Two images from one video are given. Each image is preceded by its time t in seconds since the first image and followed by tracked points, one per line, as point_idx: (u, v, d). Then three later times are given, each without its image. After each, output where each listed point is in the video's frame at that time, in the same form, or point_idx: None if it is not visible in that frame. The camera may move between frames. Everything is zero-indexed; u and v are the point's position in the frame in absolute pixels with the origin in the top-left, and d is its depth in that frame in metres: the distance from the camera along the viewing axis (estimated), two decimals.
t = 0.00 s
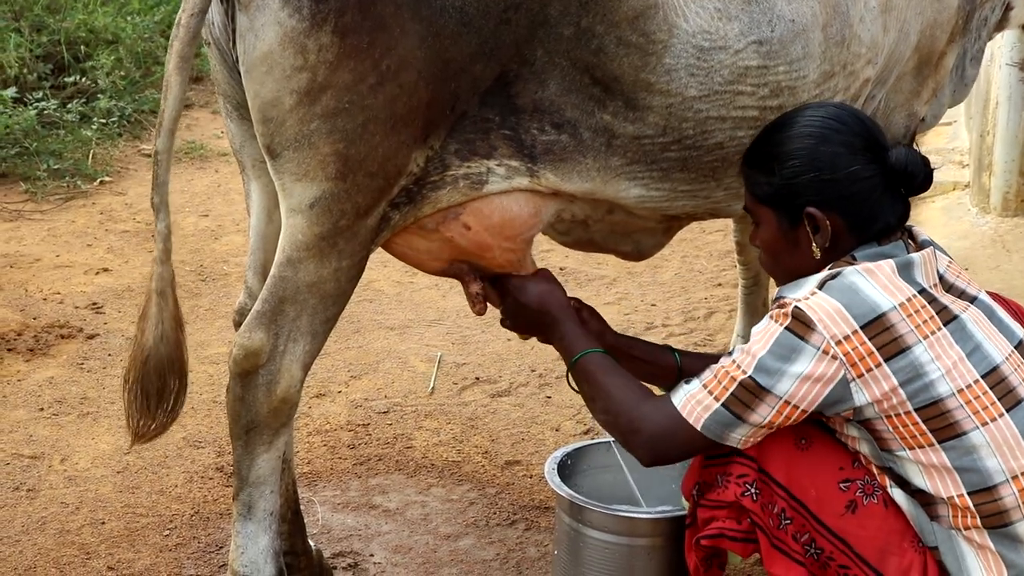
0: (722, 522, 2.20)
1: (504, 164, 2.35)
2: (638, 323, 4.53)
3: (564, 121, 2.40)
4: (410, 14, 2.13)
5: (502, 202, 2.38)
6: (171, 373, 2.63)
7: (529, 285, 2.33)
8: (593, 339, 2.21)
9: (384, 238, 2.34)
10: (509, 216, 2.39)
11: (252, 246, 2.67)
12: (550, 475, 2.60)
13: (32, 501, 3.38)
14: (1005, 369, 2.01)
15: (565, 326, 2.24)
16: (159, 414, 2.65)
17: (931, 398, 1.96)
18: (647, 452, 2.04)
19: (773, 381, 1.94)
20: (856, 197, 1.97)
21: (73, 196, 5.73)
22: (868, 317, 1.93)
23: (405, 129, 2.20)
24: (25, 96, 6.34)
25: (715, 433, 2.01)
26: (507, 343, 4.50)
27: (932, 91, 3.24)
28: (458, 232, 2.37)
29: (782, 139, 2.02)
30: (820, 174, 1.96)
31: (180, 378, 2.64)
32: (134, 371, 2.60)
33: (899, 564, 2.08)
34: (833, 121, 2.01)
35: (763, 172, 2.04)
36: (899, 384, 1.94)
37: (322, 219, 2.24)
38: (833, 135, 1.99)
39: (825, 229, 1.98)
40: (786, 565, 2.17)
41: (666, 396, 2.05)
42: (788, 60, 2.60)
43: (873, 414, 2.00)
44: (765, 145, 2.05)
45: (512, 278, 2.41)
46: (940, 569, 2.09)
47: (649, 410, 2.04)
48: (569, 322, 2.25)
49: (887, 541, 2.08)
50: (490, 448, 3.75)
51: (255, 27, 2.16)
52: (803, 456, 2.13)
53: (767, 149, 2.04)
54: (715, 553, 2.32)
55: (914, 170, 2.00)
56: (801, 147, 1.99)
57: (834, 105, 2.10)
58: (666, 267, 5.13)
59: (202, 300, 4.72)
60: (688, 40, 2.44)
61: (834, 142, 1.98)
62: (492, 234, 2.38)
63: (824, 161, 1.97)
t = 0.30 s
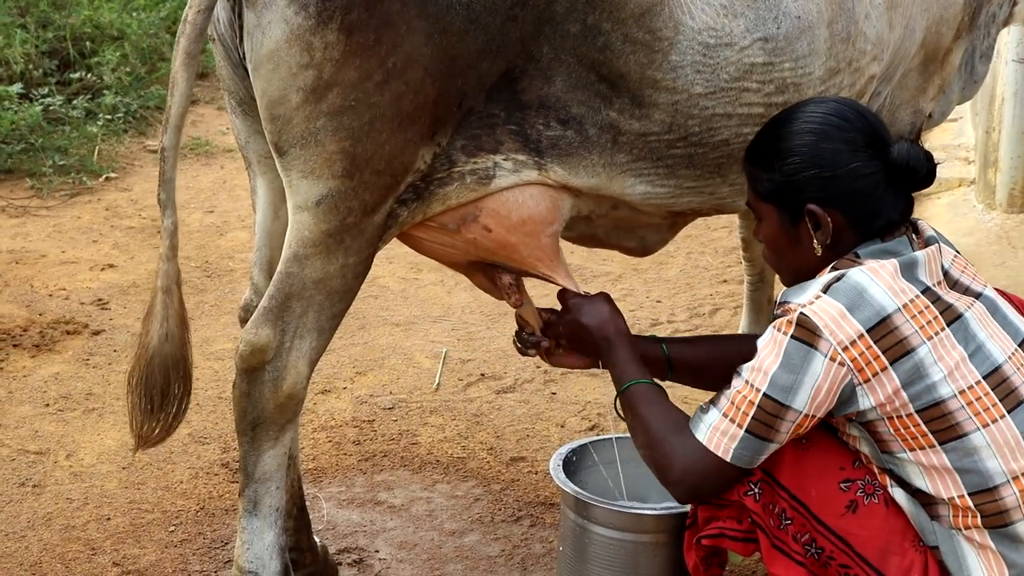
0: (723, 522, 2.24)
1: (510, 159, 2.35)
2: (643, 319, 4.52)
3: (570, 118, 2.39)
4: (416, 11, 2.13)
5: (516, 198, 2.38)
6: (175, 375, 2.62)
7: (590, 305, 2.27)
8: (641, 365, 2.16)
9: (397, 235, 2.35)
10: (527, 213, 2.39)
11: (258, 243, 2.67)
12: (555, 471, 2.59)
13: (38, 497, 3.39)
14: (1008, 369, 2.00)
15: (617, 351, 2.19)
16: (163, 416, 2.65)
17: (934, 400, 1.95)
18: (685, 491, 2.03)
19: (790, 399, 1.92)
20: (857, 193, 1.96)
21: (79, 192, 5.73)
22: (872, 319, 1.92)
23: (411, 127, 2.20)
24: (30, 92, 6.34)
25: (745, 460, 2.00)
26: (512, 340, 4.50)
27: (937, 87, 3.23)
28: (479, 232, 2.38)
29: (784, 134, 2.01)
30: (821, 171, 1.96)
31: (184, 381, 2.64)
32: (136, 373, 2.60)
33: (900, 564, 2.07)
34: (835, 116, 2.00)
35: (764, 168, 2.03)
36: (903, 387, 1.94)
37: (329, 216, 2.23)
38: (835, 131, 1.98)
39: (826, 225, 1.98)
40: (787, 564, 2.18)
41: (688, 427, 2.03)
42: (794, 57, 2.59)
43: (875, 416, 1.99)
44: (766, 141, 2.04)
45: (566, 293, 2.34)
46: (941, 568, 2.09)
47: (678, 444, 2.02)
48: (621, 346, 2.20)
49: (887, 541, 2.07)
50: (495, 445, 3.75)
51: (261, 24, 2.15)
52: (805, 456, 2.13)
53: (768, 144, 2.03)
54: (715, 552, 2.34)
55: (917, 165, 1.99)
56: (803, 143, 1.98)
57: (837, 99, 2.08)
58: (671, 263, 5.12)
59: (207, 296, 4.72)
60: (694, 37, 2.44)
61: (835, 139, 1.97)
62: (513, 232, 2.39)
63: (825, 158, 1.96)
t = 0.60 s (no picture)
0: (732, 518, 2.26)
1: (516, 157, 2.35)
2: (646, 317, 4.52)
3: (575, 117, 2.40)
4: (423, 10, 2.13)
5: (521, 197, 2.38)
6: (225, 358, 2.54)
7: (605, 311, 2.22)
8: (658, 371, 2.15)
9: (401, 233, 2.34)
10: (532, 212, 2.39)
11: (262, 240, 2.67)
12: (558, 469, 2.60)
13: (42, 494, 3.39)
14: (1016, 368, 2.01)
15: (633, 358, 2.18)
16: (218, 398, 2.55)
17: (944, 399, 1.95)
18: (699, 495, 2.02)
19: (805, 401, 1.92)
20: (867, 190, 1.96)
21: (82, 189, 5.74)
22: (884, 319, 1.92)
23: (417, 125, 2.20)
24: (34, 90, 6.35)
25: (761, 464, 2.00)
26: (515, 338, 4.51)
27: (941, 85, 3.24)
28: (484, 231, 2.38)
29: (794, 131, 2.01)
30: (831, 167, 1.95)
31: (235, 363, 2.54)
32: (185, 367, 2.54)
33: (908, 563, 2.08)
34: (845, 113, 2.00)
35: (773, 165, 2.03)
36: (914, 386, 1.94)
37: (334, 215, 2.24)
38: (845, 128, 1.98)
39: (835, 222, 1.98)
40: (795, 562, 2.18)
41: (702, 432, 2.03)
42: (799, 55, 2.59)
43: (885, 415, 1.99)
44: (776, 137, 2.04)
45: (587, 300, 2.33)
46: (949, 568, 2.09)
47: (692, 448, 2.02)
48: (637, 353, 2.18)
49: (896, 540, 2.08)
50: (498, 442, 3.76)
51: (268, 23, 2.16)
52: (815, 454, 2.14)
53: (777, 141, 2.03)
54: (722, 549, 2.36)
55: (926, 164, 1.99)
56: (812, 140, 1.98)
57: (847, 95, 2.08)
58: (674, 261, 5.12)
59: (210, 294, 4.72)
60: (700, 36, 2.44)
61: (845, 136, 1.97)
62: (518, 231, 2.39)
63: (834, 155, 1.95)
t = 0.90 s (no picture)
0: (735, 524, 2.21)
1: (519, 168, 2.35)
2: (649, 324, 4.52)
3: (580, 126, 2.39)
4: (428, 19, 2.13)
5: (517, 208, 2.38)
6: (197, 379, 2.63)
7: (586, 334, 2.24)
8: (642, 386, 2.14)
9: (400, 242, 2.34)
10: (526, 223, 2.39)
11: (266, 248, 2.67)
12: (562, 476, 2.59)
13: (45, 500, 3.39)
14: (1018, 372, 2.00)
15: (616, 376, 2.18)
16: (186, 421, 2.65)
17: (946, 402, 1.95)
18: (695, 499, 2.03)
19: (802, 407, 1.92)
20: (859, 198, 1.96)
21: (86, 195, 5.74)
22: (883, 323, 1.92)
23: (421, 134, 2.20)
24: (38, 96, 6.35)
25: (758, 468, 2.00)
26: (518, 344, 4.50)
27: (944, 93, 3.24)
28: (477, 238, 2.38)
29: (782, 147, 2.03)
30: (820, 178, 1.96)
31: (207, 385, 2.65)
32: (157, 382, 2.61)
33: (911, 567, 2.08)
34: (830, 125, 2.01)
35: (764, 181, 2.04)
36: (914, 390, 1.94)
37: (338, 223, 2.24)
38: (831, 139, 1.99)
39: (831, 233, 1.98)
40: (798, 567, 2.16)
41: (698, 438, 2.03)
42: (804, 64, 2.59)
43: (887, 420, 1.99)
44: (766, 156, 2.06)
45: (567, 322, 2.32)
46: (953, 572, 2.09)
47: (687, 454, 2.01)
48: (620, 372, 2.18)
49: (899, 544, 2.07)
50: (501, 449, 3.76)
51: (273, 31, 2.15)
52: (816, 459, 2.12)
53: (768, 158, 2.04)
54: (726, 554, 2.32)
55: (915, 166, 1.98)
56: (800, 153, 1.99)
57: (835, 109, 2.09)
58: (677, 268, 5.12)
59: (214, 300, 4.72)
60: (706, 45, 2.44)
61: (832, 146, 1.98)
62: (510, 241, 2.38)
63: (823, 165, 1.96)
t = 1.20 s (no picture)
0: (737, 524, 2.22)
1: (521, 170, 2.36)
2: (652, 326, 4.52)
3: (582, 128, 2.40)
4: (431, 21, 2.13)
5: (517, 208, 2.38)
6: (201, 383, 2.63)
7: (545, 286, 2.33)
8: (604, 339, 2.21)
9: (400, 243, 2.34)
10: (525, 222, 2.39)
11: (269, 249, 2.68)
12: (565, 477, 2.59)
13: (49, 502, 3.40)
14: (1018, 371, 2.00)
15: (575, 326, 2.25)
16: (190, 425, 2.66)
17: (944, 400, 1.95)
18: (659, 458, 2.05)
19: (785, 384, 1.94)
20: (856, 199, 1.97)
21: (90, 198, 5.75)
22: (880, 319, 1.92)
23: (423, 136, 2.20)
24: (41, 99, 6.36)
25: (730, 439, 2.02)
26: (521, 346, 4.51)
27: (947, 95, 3.24)
28: (475, 237, 2.37)
29: (779, 150, 2.03)
30: (817, 180, 1.97)
31: (211, 389, 2.65)
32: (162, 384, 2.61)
33: (913, 566, 2.07)
34: (826, 127, 2.02)
35: (762, 185, 2.05)
36: (912, 388, 1.94)
37: (340, 224, 2.24)
38: (827, 141, 2.00)
39: (828, 234, 1.98)
40: (801, 567, 2.16)
41: (677, 400, 2.06)
42: (807, 66, 2.60)
43: (886, 417, 1.99)
44: (763, 159, 2.06)
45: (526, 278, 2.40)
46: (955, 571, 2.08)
47: (660, 413, 2.05)
48: (579, 322, 2.25)
49: (900, 544, 2.07)
50: (504, 451, 3.76)
51: (275, 33, 2.16)
52: (817, 459, 2.13)
53: (764, 163, 2.06)
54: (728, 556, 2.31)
55: (911, 166, 1.99)
56: (797, 155, 2.00)
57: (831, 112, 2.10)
58: (680, 270, 5.12)
59: (217, 302, 4.73)
60: (708, 46, 2.44)
61: (828, 147, 1.99)
62: (509, 239, 2.38)
63: (819, 167, 1.97)
